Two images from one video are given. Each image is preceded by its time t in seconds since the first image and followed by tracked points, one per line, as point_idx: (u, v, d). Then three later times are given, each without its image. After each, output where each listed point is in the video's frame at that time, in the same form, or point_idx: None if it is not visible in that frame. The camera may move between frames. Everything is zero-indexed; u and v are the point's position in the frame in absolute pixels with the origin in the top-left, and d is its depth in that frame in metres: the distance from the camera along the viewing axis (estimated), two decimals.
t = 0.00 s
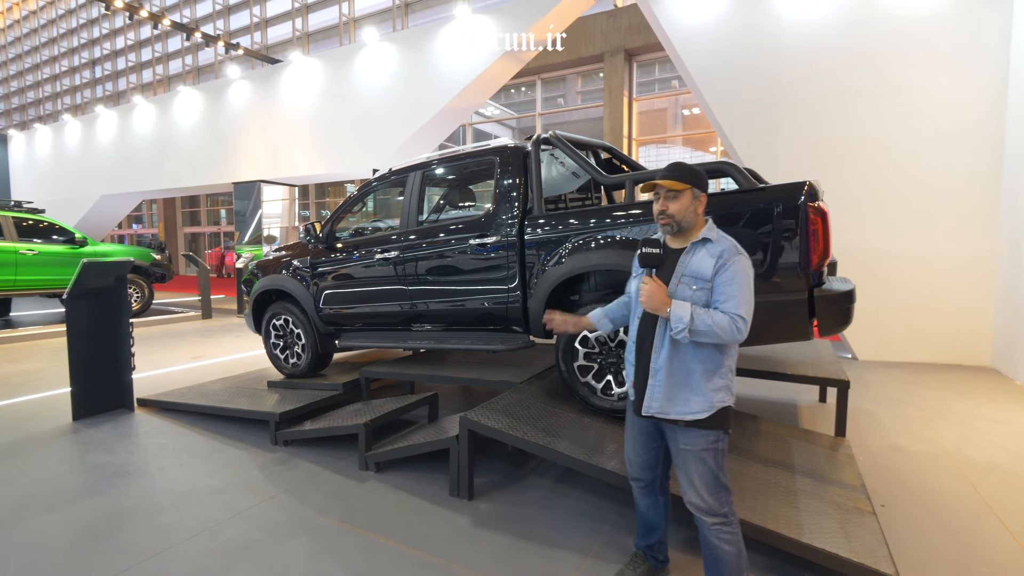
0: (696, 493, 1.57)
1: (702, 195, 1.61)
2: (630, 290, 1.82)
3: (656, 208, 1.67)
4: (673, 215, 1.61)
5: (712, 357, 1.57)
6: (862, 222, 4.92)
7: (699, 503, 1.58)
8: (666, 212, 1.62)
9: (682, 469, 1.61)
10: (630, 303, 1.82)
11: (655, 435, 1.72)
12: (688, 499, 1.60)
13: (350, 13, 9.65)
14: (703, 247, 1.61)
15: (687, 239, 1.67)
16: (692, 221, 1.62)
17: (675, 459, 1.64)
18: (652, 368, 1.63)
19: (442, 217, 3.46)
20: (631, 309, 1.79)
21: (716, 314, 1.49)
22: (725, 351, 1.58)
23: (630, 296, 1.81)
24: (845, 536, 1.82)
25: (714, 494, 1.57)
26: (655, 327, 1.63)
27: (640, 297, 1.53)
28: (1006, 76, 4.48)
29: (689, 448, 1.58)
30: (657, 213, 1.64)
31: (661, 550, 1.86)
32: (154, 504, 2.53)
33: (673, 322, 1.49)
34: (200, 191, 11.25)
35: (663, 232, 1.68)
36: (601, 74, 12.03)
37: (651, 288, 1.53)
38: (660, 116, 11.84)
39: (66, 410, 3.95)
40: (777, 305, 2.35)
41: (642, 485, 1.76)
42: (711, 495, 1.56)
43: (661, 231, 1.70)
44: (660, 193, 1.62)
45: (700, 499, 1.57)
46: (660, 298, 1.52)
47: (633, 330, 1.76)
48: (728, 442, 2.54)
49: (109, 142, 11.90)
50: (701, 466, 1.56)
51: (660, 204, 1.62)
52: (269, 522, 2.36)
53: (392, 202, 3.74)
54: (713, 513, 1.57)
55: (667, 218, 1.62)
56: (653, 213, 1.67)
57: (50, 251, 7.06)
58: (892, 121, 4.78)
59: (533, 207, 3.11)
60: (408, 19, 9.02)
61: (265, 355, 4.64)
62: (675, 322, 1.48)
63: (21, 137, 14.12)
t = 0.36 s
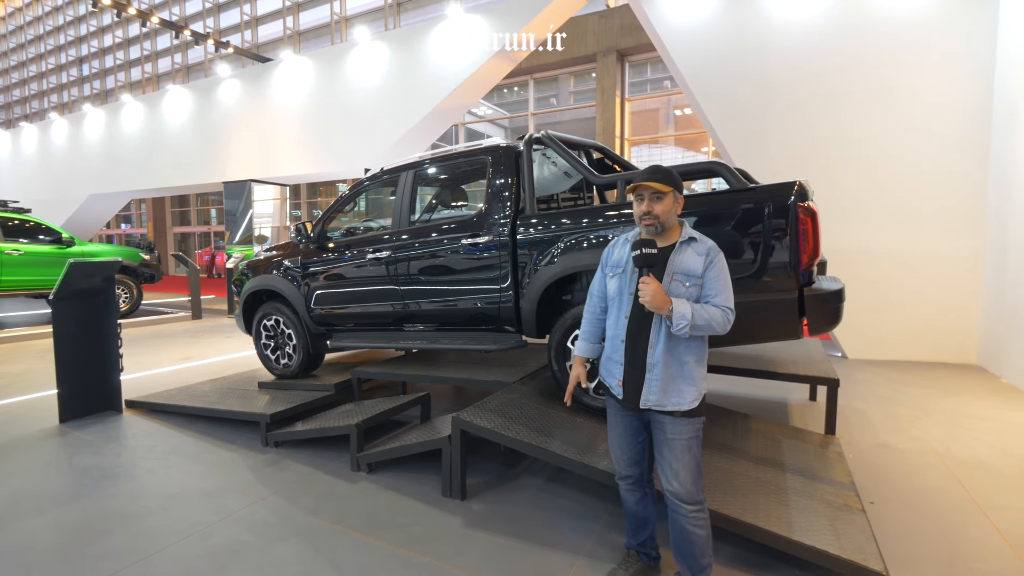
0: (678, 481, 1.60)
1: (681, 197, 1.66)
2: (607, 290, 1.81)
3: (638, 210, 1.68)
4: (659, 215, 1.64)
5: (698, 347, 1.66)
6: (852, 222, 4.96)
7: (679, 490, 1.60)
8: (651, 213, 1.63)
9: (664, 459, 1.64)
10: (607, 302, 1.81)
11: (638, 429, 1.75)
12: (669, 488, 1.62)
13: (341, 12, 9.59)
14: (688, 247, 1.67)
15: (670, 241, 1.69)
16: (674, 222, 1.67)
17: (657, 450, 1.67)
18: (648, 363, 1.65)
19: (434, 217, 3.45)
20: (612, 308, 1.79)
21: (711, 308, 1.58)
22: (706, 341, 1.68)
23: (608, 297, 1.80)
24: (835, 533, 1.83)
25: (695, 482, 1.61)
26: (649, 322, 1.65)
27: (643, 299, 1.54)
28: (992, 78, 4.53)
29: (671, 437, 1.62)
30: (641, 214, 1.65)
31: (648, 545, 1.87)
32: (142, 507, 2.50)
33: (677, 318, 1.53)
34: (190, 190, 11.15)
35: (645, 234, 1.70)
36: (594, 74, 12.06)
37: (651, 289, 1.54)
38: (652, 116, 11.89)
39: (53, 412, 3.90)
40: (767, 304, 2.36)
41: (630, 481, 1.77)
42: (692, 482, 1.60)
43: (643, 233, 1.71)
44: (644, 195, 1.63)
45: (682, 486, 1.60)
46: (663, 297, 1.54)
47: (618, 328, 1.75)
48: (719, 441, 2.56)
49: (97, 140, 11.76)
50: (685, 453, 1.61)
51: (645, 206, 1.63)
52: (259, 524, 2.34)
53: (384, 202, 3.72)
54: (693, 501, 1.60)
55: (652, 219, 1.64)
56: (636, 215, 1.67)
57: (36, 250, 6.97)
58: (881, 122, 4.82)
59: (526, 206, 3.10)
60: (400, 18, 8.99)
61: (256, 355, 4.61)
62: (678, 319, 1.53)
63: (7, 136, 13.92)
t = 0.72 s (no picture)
0: (673, 478, 1.61)
1: (671, 197, 1.67)
2: (599, 287, 1.80)
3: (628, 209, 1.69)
4: (649, 214, 1.64)
5: (691, 344, 1.67)
6: (843, 222, 4.99)
7: (673, 486, 1.60)
8: (641, 212, 1.64)
9: (657, 456, 1.64)
10: (599, 300, 1.81)
11: (632, 426, 1.75)
12: (663, 485, 1.62)
13: (334, 10, 9.53)
14: (679, 245, 1.67)
15: (661, 239, 1.70)
16: (664, 219, 1.68)
17: (650, 448, 1.67)
18: (643, 359, 1.65)
19: (428, 217, 3.44)
20: (605, 306, 1.78)
21: (705, 304, 1.59)
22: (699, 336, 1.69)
23: (600, 294, 1.80)
24: (828, 532, 1.84)
25: (688, 478, 1.61)
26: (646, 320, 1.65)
27: (639, 295, 1.54)
28: (982, 79, 4.57)
29: (664, 434, 1.62)
30: (632, 213, 1.66)
31: (643, 545, 1.87)
32: (132, 509, 2.48)
33: (671, 315, 1.54)
34: (181, 190, 11.05)
35: (635, 232, 1.71)
36: (587, 74, 12.07)
37: (647, 286, 1.54)
38: (646, 116, 11.92)
39: (41, 414, 3.85)
40: (760, 303, 2.37)
41: (623, 481, 1.77)
42: (686, 478, 1.61)
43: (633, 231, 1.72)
44: (634, 196, 1.65)
45: (676, 483, 1.60)
46: (658, 293, 1.54)
47: (611, 326, 1.75)
48: (713, 440, 2.56)
49: (86, 139, 11.63)
50: (678, 450, 1.61)
51: (635, 206, 1.65)
52: (251, 526, 2.32)
53: (377, 201, 3.71)
54: (687, 496, 1.61)
55: (642, 217, 1.65)
56: (627, 214, 1.68)
57: (24, 250, 6.89)
58: (873, 122, 4.85)
59: (520, 206, 3.10)
60: (393, 17, 8.95)
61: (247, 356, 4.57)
62: (673, 315, 1.54)
63: None
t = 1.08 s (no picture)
0: (667, 478, 1.60)
1: (659, 194, 1.66)
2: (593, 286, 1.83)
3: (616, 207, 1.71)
4: (634, 211, 1.66)
5: (681, 343, 1.64)
6: (839, 221, 5.01)
7: (667, 485, 1.60)
8: (625, 209, 1.66)
9: (651, 456, 1.64)
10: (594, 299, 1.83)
11: (626, 426, 1.75)
12: (658, 485, 1.62)
13: (329, 9, 9.49)
14: (668, 242, 1.66)
15: (649, 237, 1.70)
16: (651, 217, 1.67)
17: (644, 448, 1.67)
18: (629, 357, 1.65)
19: (424, 216, 3.43)
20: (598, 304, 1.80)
21: (691, 301, 1.56)
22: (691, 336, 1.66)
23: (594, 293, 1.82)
24: (825, 531, 1.84)
25: (683, 477, 1.61)
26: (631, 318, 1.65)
27: (622, 292, 1.52)
28: (976, 80, 4.60)
29: (657, 433, 1.62)
30: (617, 212, 1.68)
31: (642, 545, 1.87)
32: (126, 511, 2.46)
33: (655, 312, 1.52)
34: (175, 189, 10.98)
35: (623, 230, 1.72)
36: (583, 73, 12.08)
37: (631, 284, 1.52)
38: (642, 116, 11.93)
39: (33, 415, 3.81)
40: (757, 302, 2.38)
41: (620, 481, 1.77)
42: (680, 478, 1.60)
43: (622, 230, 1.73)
44: (618, 193, 1.67)
45: (670, 483, 1.60)
46: (642, 291, 1.52)
47: (602, 323, 1.76)
48: (710, 439, 2.57)
49: (79, 138, 11.55)
50: (671, 450, 1.61)
51: (618, 202, 1.67)
52: (247, 527, 2.31)
53: (373, 201, 3.69)
54: (683, 496, 1.61)
55: (625, 214, 1.67)
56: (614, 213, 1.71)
57: (16, 250, 6.85)
58: (868, 122, 4.87)
59: (516, 206, 3.09)
60: (389, 16, 8.92)
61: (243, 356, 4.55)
62: (657, 313, 1.52)
63: None
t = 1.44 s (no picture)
0: (661, 477, 1.61)
1: (657, 195, 1.67)
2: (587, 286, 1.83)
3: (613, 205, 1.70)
4: (633, 211, 1.65)
5: (673, 344, 1.63)
6: (835, 221, 5.03)
7: (661, 485, 1.60)
8: (625, 209, 1.65)
9: (645, 456, 1.64)
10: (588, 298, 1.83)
11: (620, 425, 1.74)
12: (653, 484, 1.62)
13: (325, 8, 9.46)
14: (663, 244, 1.66)
15: (644, 238, 1.71)
16: (648, 217, 1.67)
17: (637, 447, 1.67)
18: (621, 357, 1.65)
19: (421, 216, 3.42)
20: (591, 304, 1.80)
21: (684, 303, 1.56)
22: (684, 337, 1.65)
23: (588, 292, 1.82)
24: (823, 530, 1.85)
25: (678, 476, 1.61)
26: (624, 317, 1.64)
27: (612, 293, 1.52)
28: (970, 80, 4.62)
29: (650, 433, 1.62)
30: (616, 210, 1.67)
31: (639, 544, 1.87)
32: (121, 513, 2.43)
33: (645, 312, 1.52)
34: (170, 189, 10.93)
35: (620, 230, 1.72)
36: (580, 73, 12.10)
37: (622, 284, 1.51)
38: (638, 116, 11.96)
39: (27, 416, 3.78)
40: (753, 302, 2.38)
41: (615, 481, 1.77)
42: (674, 476, 1.60)
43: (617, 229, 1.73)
44: (618, 192, 1.66)
45: (664, 482, 1.60)
46: (633, 291, 1.51)
47: (595, 323, 1.76)
48: (708, 439, 2.57)
49: (73, 137, 11.47)
50: (665, 449, 1.61)
51: (618, 202, 1.66)
52: (243, 529, 2.30)
53: (370, 200, 3.68)
54: (679, 495, 1.61)
55: (625, 214, 1.65)
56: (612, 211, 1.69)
57: (9, 250, 6.80)
58: (863, 122, 4.90)
59: (513, 205, 3.08)
60: (385, 15, 8.91)
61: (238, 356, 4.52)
62: (648, 314, 1.51)
63: None
